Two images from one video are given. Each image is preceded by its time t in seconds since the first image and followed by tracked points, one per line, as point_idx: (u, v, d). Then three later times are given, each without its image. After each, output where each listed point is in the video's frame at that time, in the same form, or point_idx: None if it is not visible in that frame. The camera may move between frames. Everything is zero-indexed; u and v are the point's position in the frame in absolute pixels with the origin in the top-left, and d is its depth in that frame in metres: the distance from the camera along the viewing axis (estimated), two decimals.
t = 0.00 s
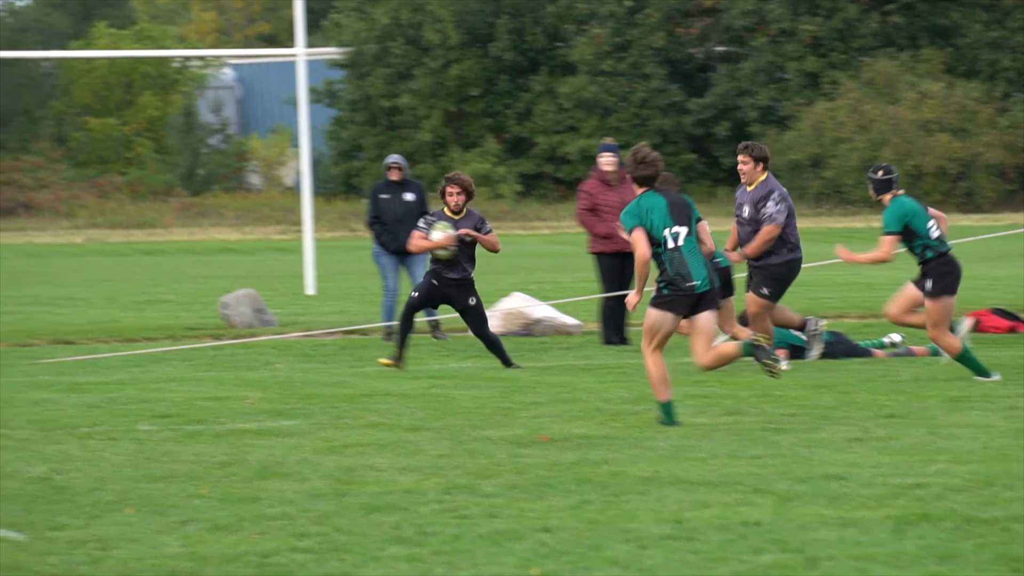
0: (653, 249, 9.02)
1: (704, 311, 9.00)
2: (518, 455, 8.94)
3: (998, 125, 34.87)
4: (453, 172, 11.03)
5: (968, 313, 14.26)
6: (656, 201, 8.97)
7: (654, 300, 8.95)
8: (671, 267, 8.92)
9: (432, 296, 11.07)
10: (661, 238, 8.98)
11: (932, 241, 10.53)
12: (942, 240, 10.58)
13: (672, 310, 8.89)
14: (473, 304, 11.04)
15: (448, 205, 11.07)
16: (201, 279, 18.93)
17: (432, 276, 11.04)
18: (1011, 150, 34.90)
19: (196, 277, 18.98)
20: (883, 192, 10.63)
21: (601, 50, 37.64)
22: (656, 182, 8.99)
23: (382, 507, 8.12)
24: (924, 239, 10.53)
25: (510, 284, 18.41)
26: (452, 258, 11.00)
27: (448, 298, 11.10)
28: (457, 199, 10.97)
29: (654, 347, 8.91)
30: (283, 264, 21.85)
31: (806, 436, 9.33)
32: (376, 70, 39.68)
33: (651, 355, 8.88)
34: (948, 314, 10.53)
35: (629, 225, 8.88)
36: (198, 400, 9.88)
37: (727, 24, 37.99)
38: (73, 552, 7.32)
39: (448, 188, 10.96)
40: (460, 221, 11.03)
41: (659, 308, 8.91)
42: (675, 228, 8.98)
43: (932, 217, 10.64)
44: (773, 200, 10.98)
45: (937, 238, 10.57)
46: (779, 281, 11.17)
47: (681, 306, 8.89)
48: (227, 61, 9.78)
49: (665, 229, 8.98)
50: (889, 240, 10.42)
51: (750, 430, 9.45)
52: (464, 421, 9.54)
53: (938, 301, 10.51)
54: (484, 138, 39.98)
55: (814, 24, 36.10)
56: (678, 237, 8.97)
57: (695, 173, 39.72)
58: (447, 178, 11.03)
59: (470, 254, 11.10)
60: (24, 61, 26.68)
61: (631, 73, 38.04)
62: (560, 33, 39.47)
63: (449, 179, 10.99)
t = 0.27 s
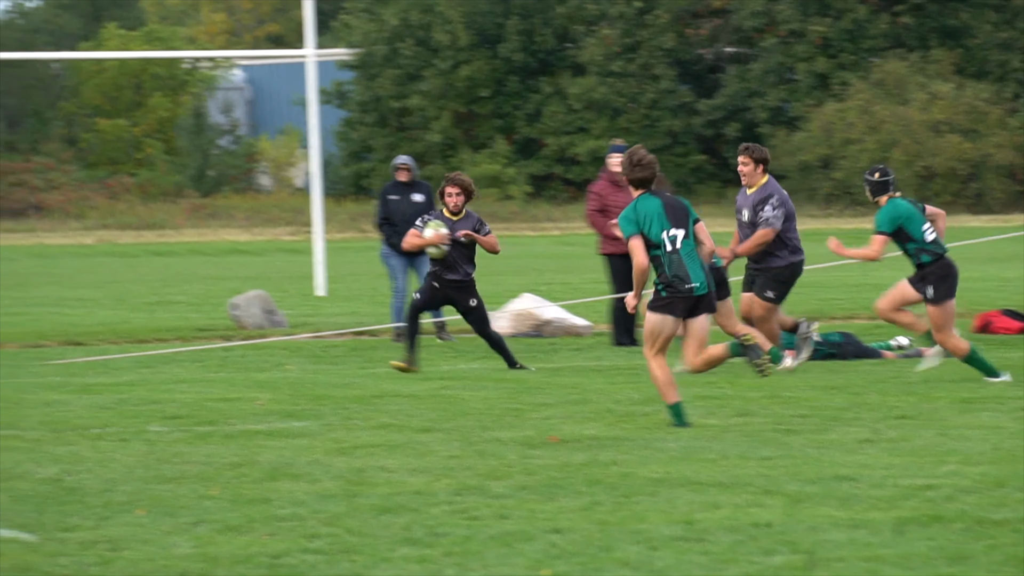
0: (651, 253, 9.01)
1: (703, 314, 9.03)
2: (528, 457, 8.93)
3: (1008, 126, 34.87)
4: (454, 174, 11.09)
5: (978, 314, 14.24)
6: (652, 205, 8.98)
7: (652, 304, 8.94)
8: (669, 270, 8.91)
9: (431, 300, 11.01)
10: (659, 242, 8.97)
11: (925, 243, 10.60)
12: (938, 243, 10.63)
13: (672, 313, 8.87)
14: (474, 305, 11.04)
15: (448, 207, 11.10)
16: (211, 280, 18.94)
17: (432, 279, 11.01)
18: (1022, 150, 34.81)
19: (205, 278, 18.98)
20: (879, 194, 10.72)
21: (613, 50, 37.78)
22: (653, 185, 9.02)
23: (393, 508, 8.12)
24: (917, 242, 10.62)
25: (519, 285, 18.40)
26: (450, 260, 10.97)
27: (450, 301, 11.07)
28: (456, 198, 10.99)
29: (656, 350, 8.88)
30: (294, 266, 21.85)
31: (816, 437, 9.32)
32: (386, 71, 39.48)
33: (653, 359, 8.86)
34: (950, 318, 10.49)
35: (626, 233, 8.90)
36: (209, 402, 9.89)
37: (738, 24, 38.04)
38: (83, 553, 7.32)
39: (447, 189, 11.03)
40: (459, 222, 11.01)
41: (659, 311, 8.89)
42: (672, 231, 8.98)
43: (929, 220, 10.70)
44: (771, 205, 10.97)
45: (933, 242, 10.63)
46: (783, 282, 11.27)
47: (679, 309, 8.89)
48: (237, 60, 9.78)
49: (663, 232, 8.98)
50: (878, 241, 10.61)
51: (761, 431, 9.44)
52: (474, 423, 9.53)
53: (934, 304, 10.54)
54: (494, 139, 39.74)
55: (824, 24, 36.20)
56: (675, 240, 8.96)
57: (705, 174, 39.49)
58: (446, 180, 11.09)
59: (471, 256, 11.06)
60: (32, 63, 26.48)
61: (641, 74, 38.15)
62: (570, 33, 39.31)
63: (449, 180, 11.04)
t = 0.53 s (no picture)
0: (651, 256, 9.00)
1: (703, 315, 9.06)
2: (540, 458, 8.93)
3: (1019, 127, 34.88)
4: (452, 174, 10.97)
5: (988, 315, 14.21)
6: (651, 208, 8.98)
7: (654, 308, 8.94)
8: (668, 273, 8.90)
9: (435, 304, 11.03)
10: (658, 245, 8.97)
11: (919, 245, 10.59)
12: (932, 244, 10.62)
13: (676, 315, 8.88)
14: (475, 306, 11.03)
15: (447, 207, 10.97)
16: (222, 280, 18.94)
17: (432, 281, 11.00)
18: None
19: (216, 279, 18.98)
20: (876, 195, 10.68)
21: (624, 51, 37.67)
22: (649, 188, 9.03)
23: (404, 509, 8.13)
24: (911, 244, 10.62)
25: (529, 287, 18.39)
26: (448, 263, 10.96)
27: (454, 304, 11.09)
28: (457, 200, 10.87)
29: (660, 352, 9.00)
30: (305, 267, 21.86)
31: (827, 438, 9.31)
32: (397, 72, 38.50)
33: (658, 362, 8.95)
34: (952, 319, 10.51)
35: (625, 239, 8.89)
36: (220, 403, 9.90)
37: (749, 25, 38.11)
38: (96, 554, 7.33)
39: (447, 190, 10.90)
40: (458, 223, 10.93)
41: (661, 315, 8.91)
42: (672, 234, 8.98)
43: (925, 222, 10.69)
44: (769, 209, 10.98)
45: (927, 242, 10.61)
46: (789, 284, 11.35)
47: (683, 311, 8.90)
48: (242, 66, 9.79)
49: (661, 236, 8.97)
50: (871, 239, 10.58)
51: (772, 432, 9.43)
52: (486, 424, 9.53)
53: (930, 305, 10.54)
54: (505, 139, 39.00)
55: (835, 25, 36.45)
56: (676, 242, 8.96)
57: (716, 175, 39.25)
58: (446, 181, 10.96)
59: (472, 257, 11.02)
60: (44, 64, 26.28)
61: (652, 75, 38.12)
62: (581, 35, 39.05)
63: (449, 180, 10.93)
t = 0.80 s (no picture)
0: (648, 261, 8.95)
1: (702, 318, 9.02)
2: (562, 460, 8.91)
3: None
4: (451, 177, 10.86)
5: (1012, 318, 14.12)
6: (646, 213, 8.93)
7: (654, 315, 8.91)
8: (669, 277, 8.84)
9: (439, 309, 10.93)
10: (654, 250, 8.92)
11: (907, 247, 10.39)
12: (921, 246, 10.41)
13: (672, 321, 8.85)
14: (478, 307, 10.93)
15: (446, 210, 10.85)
16: (246, 283, 19.00)
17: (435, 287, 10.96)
18: None
19: (239, 282, 19.03)
20: (869, 195, 10.57)
21: (645, 54, 37.46)
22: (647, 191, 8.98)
23: (427, 511, 8.11)
24: (898, 248, 10.43)
25: (551, 289, 18.37)
26: (448, 264, 10.91)
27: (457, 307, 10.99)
28: (457, 206, 10.80)
29: (675, 357, 8.93)
30: (328, 268, 21.90)
31: (851, 440, 9.25)
32: (420, 74, 38.90)
33: (671, 367, 8.89)
34: (952, 317, 10.45)
35: (620, 244, 8.97)
36: (243, 404, 9.91)
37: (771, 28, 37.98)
38: (119, 555, 7.33)
39: (447, 195, 10.78)
40: (458, 227, 10.83)
41: (663, 320, 8.87)
42: (669, 239, 8.90)
43: (916, 224, 10.49)
44: (766, 210, 10.79)
45: (914, 245, 10.39)
46: (797, 287, 11.08)
47: (679, 316, 8.86)
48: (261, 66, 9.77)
49: (660, 240, 8.90)
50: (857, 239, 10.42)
51: (795, 435, 9.37)
52: (508, 426, 9.51)
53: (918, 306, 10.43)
54: (528, 142, 38.92)
55: (858, 28, 36.26)
56: (672, 247, 8.88)
57: (739, 178, 39.12)
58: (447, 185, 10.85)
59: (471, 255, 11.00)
60: (68, 64, 26.23)
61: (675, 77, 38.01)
62: (604, 37, 38.86)
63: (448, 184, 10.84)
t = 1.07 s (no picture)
0: (645, 261, 8.98)
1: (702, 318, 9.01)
2: (573, 460, 8.89)
3: None
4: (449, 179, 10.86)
5: None
6: (644, 214, 8.96)
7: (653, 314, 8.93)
8: (666, 276, 8.85)
9: (442, 313, 10.91)
10: (651, 250, 8.95)
11: (901, 248, 10.33)
12: (916, 246, 10.34)
13: (671, 321, 8.84)
14: (477, 308, 10.93)
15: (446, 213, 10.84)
16: (259, 283, 19.04)
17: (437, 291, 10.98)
18: None
19: (252, 282, 19.06)
20: (867, 196, 10.48)
21: (657, 54, 37.40)
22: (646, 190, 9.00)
23: (437, 511, 8.10)
24: (893, 249, 10.35)
25: (562, 289, 18.36)
26: (446, 266, 10.91)
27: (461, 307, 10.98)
28: (455, 208, 10.81)
29: (681, 356, 8.90)
30: (339, 268, 21.93)
31: (862, 440, 9.22)
32: (431, 75, 38.91)
33: (677, 368, 8.86)
34: (948, 316, 10.40)
35: (618, 243, 9.04)
36: (255, 404, 9.91)
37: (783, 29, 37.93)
38: (130, 556, 7.33)
39: (445, 197, 10.78)
40: (459, 229, 10.85)
41: (660, 319, 8.87)
42: (666, 239, 8.92)
43: (912, 225, 10.43)
44: (764, 208, 10.74)
45: (908, 245, 10.33)
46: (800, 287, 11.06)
47: (677, 316, 8.84)
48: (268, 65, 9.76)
49: (657, 240, 8.92)
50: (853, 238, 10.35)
51: (806, 435, 9.34)
52: (519, 426, 9.49)
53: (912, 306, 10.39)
54: (539, 142, 38.97)
55: (869, 28, 36.22)
56: (669, 247, 8.90)
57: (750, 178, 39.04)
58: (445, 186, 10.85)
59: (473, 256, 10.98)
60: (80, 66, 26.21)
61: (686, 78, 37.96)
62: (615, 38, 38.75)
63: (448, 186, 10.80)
